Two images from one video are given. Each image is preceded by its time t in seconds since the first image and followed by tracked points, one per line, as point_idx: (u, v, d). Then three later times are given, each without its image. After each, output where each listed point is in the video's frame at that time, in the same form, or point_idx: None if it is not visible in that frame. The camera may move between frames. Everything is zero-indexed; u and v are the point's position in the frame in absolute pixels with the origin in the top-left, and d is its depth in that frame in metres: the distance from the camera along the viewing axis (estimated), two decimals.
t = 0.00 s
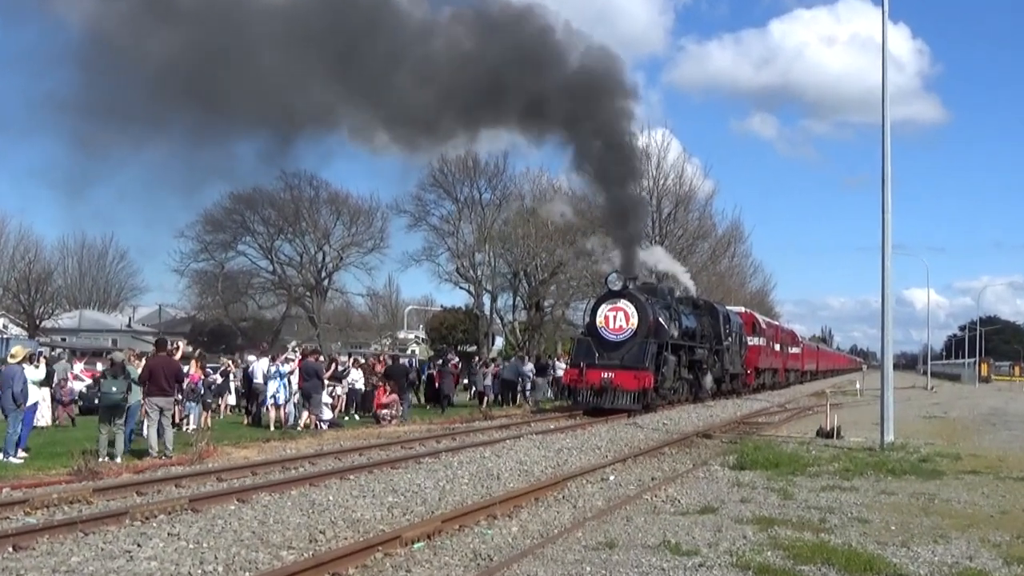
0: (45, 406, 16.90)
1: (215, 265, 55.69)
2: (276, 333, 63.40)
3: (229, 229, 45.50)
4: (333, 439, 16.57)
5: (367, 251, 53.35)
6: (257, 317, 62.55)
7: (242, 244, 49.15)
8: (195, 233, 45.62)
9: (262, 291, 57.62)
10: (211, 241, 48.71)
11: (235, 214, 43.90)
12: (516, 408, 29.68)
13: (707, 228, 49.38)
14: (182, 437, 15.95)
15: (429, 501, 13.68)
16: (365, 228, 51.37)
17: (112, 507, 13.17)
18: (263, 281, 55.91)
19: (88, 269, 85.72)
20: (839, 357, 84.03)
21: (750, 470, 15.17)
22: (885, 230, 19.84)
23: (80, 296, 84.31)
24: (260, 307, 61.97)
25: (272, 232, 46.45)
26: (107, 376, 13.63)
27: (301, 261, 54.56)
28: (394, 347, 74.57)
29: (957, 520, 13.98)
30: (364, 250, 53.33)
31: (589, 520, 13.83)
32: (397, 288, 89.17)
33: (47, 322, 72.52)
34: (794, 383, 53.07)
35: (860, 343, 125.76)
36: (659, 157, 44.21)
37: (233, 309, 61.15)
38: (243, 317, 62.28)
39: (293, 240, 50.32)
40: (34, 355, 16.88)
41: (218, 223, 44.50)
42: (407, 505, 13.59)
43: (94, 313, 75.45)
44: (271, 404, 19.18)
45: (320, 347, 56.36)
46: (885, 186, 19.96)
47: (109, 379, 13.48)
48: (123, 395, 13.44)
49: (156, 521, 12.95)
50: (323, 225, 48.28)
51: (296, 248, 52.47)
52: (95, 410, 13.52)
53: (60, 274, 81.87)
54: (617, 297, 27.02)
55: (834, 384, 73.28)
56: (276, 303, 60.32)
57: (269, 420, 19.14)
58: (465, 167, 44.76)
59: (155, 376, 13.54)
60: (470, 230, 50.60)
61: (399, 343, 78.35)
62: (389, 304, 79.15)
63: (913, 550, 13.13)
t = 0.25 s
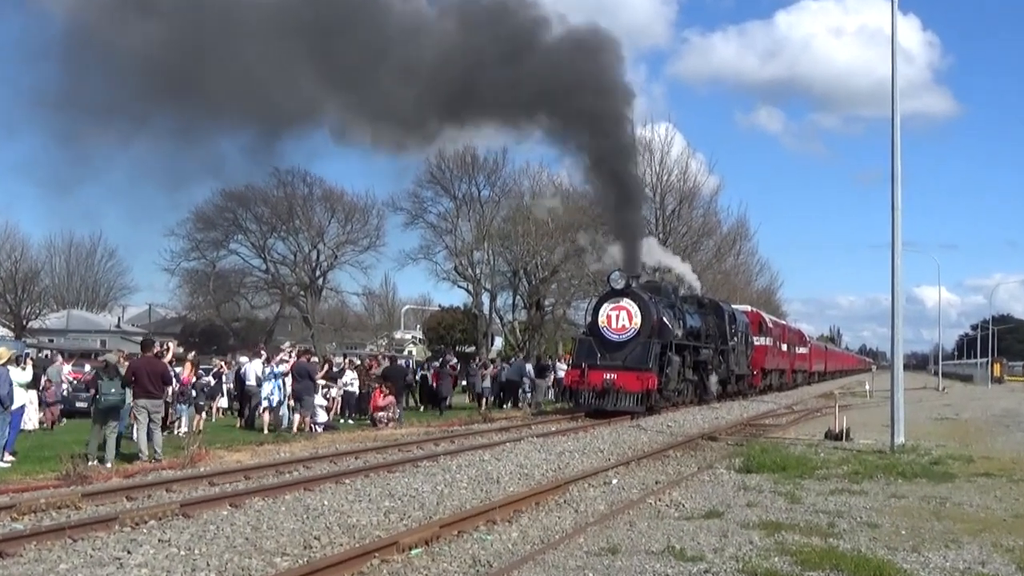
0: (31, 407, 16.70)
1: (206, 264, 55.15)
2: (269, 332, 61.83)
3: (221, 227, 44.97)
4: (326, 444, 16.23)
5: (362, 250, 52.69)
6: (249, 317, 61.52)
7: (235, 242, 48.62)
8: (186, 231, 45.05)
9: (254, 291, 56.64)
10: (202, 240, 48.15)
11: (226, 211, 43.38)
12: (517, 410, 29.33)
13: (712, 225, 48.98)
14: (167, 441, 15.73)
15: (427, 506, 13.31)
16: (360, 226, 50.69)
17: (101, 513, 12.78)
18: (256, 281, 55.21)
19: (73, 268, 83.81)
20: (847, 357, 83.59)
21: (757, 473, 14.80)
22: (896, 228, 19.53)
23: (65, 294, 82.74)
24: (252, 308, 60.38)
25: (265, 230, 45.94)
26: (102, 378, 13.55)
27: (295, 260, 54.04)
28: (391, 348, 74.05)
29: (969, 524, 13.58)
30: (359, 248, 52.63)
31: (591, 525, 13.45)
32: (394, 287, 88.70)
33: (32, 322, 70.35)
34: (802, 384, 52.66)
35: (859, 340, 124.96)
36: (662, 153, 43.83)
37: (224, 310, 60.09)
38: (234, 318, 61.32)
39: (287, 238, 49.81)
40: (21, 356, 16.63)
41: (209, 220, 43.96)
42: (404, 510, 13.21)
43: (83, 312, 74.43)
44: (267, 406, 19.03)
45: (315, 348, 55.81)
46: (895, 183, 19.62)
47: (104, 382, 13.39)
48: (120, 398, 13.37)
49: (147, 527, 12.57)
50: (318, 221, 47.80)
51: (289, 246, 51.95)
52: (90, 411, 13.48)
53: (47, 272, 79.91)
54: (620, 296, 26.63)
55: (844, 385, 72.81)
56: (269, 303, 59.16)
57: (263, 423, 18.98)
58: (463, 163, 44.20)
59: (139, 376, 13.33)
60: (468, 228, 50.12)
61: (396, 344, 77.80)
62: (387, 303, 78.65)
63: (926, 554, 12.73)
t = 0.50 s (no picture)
0: (21, 411, 16.91)
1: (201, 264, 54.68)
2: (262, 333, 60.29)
3: (213, 226, 44.55)
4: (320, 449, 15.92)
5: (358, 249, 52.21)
6: (243, 318, 59.80)
7: (228, 241, 48.19)
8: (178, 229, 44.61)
9: (248, 294, 55.91)
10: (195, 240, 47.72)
11: (219, 209, 42.94)
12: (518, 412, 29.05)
13: (717, 222, 48.59)
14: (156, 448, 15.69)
15: (424, 510, 13.00)
16: (356, 223, 50.25)
17: (90, 518, 12.47)
18: (249, 281, 54.92)
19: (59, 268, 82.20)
20: (856, 359, 83.12)
21: (763, 478, 14.48)
22: (904, 232, 19.23)
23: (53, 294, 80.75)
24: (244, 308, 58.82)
25: (259, 228, 45.54)
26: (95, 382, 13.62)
27: (290, 258, 53.62)
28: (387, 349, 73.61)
29: (980, 529, 13.21)
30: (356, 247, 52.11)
31: (592, 531, 13.12)
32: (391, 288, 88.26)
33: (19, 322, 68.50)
34: (811, 384, 52.25)
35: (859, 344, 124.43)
36: (665, 149, 43.50)
37: (216, 310, 58.48)
38: (228, 319, 59.55)
39: (282, 236, 49.41)
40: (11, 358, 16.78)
41: (201, 219, 43.51)
42: (401, 515, 12.90)
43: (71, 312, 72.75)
44: (260, 409, 19.04)
45: (310, 349, 55.35)
46: (904, 184, 19.33)
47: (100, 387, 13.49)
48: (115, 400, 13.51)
49: (137, 532, 12.25)
50: (312, 219, 47.41)
51: (283, 245, 51.54)
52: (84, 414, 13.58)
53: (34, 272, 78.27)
54: (623, 296, 26.30)
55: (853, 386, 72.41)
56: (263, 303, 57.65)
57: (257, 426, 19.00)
58: (462, 160, 43.75)
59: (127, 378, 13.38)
60: (467, 225, 49.70)
61: (392, 345, 77.37)
62: (383, 304, 78.23)
63: (939, 558, 12.35)
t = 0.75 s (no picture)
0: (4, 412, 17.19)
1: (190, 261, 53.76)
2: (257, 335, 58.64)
3: (204, 224, 44.08)
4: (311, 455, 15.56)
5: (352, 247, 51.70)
6: (234, 319, 58.05)
7: (220, 239, 47.72)
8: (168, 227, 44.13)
9: (241, 294, 55.38)
10: (185, 239, 47.25)
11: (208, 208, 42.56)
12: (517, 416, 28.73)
13: (721, 223, 48.21)
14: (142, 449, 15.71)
15: (420, 517, 12.65)
16: (351, 222, 49.79)
17: (77, 524, 12.11)
18: (241, 280, 54.38)
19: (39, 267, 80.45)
20: (865, 360, 82.64)
21: (768, 483, 14.15)
22: (912, 231, 18.94)
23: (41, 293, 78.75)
24: (237, 308, 57.53)
25: (252, 225, 45.25)
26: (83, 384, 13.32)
27: (282, 257, 53.17)
28: (382, 350, 73.18)
29: (992, 536, 12.85)
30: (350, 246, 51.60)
31: (593, 538, 12.77)
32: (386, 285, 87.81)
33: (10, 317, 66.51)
34: (817, 390, 51.89)
35: (857, 343, 124.24)
36: (669, 147, 43.04)
37: (207, 310, 56.87)
38: (218, 320, 57.69)
39: (274, 235, 49.01)
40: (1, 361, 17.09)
41: (192, 217, 43.04)
42: (396, 521, 12.55)
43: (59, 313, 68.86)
44: (254, 410, 19.17)
45: (303, 349, 54.90)
46: (913, 181, 19.03)
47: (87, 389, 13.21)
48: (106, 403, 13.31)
49: (125, 538, 11.88)
50: (306, 217, 46.98)
51: (275, 243, 51.11)
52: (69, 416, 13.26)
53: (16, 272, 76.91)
54: (625, 296, 25.94)
55: (863, 388, 72.07)
56: (255, 303, 56.70)
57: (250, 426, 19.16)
58: (459, 157, 43.28)
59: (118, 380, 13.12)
60: (465, 224, 49.29)
61: (387, 346, 76.95)
62: (379, 304, 77.80)
63: (950, 564, 11.97)
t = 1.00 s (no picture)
0: None
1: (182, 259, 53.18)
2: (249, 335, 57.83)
3: (197, 221, 43.72)
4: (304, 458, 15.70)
5: (348, 246, 51.32)
6: (227, 318, 57.36)
7: (213, 237, 47.36)
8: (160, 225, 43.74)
9: (236, 294, 55.00)
10: (176, 236, 46.83)
11: (202, 205, 42.19)
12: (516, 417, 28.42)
13: (727, 221, 47.84)
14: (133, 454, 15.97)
15: (418, 522, 12.34)
16: (347, 223, 49.36)
17: (67, 528, 11.80)
18: (234, 279, 53.97)
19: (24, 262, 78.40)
20: (873, 362, 82.20)
21: (774, 487, 13.86)
22: (923, 228, 18.67)
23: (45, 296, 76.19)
24: (230, 308, 56.82)
25: (245, 224, 45.03)
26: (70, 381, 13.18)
27: (276, 254, 52.76)
28: (379, 351, 72.84)
29: (1003, 542, 12.51)
30: (346, 244, 51.22)
31: (595, 543, 12.44)
32: (383, 287, 87.52)
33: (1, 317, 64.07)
34: (825, 392, 51.51)
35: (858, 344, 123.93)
36: (674, 142, 42.72)
37: (200, 310, 55.85)
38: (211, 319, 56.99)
39: (268, 233, 48.62)
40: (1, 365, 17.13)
41: (184, 214, 42.66)
42: (393, 526, 12.24)
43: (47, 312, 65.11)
44: (250, 411, 19.37)
45: (297, 349, 54.53)
46: (924, 179, 18.74)
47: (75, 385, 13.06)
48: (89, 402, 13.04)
49: (115, 543, 11.57)
50: (301, 215, 46.64)
51: (270, 241, 50.76)
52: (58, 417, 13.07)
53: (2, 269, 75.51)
54: (627, 296, 25.67)
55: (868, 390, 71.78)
56: (249, 303, 56.12)
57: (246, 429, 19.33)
58: (458, 153, 42.93)
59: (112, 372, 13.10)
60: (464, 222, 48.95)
61: (384, 346, 76.62)
62: (376, 305, 77.51)
63: (963, 567, 11.63)
